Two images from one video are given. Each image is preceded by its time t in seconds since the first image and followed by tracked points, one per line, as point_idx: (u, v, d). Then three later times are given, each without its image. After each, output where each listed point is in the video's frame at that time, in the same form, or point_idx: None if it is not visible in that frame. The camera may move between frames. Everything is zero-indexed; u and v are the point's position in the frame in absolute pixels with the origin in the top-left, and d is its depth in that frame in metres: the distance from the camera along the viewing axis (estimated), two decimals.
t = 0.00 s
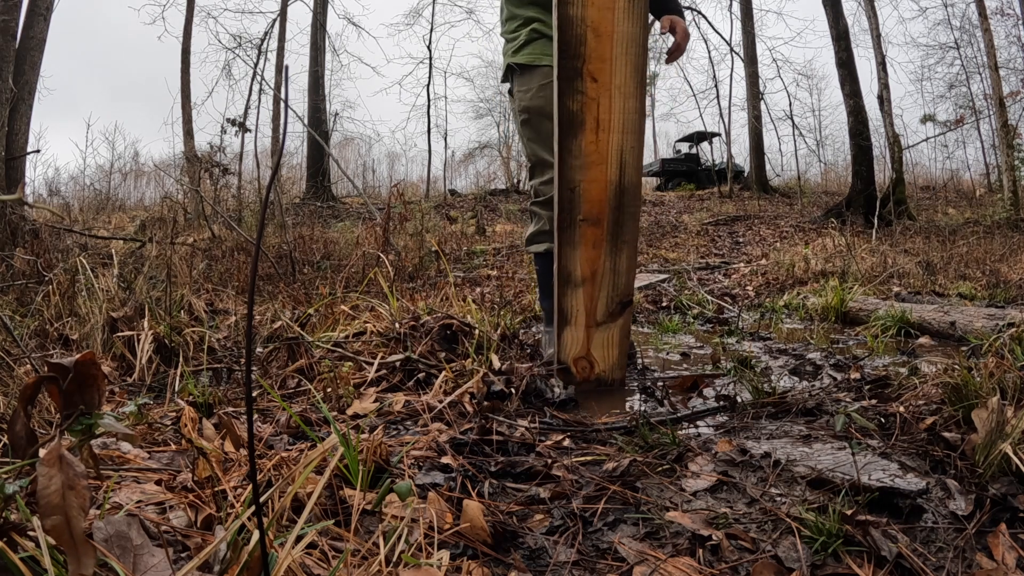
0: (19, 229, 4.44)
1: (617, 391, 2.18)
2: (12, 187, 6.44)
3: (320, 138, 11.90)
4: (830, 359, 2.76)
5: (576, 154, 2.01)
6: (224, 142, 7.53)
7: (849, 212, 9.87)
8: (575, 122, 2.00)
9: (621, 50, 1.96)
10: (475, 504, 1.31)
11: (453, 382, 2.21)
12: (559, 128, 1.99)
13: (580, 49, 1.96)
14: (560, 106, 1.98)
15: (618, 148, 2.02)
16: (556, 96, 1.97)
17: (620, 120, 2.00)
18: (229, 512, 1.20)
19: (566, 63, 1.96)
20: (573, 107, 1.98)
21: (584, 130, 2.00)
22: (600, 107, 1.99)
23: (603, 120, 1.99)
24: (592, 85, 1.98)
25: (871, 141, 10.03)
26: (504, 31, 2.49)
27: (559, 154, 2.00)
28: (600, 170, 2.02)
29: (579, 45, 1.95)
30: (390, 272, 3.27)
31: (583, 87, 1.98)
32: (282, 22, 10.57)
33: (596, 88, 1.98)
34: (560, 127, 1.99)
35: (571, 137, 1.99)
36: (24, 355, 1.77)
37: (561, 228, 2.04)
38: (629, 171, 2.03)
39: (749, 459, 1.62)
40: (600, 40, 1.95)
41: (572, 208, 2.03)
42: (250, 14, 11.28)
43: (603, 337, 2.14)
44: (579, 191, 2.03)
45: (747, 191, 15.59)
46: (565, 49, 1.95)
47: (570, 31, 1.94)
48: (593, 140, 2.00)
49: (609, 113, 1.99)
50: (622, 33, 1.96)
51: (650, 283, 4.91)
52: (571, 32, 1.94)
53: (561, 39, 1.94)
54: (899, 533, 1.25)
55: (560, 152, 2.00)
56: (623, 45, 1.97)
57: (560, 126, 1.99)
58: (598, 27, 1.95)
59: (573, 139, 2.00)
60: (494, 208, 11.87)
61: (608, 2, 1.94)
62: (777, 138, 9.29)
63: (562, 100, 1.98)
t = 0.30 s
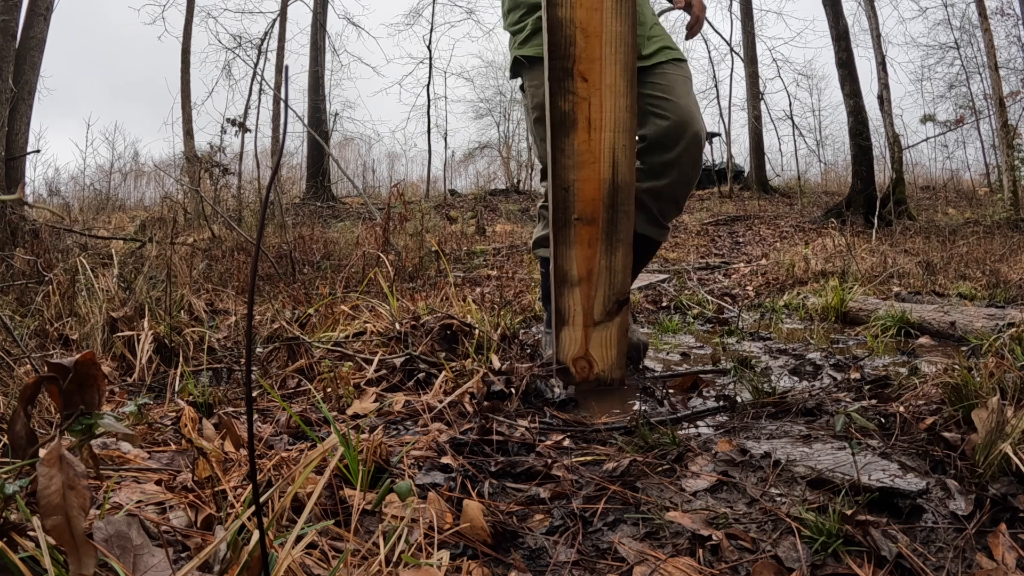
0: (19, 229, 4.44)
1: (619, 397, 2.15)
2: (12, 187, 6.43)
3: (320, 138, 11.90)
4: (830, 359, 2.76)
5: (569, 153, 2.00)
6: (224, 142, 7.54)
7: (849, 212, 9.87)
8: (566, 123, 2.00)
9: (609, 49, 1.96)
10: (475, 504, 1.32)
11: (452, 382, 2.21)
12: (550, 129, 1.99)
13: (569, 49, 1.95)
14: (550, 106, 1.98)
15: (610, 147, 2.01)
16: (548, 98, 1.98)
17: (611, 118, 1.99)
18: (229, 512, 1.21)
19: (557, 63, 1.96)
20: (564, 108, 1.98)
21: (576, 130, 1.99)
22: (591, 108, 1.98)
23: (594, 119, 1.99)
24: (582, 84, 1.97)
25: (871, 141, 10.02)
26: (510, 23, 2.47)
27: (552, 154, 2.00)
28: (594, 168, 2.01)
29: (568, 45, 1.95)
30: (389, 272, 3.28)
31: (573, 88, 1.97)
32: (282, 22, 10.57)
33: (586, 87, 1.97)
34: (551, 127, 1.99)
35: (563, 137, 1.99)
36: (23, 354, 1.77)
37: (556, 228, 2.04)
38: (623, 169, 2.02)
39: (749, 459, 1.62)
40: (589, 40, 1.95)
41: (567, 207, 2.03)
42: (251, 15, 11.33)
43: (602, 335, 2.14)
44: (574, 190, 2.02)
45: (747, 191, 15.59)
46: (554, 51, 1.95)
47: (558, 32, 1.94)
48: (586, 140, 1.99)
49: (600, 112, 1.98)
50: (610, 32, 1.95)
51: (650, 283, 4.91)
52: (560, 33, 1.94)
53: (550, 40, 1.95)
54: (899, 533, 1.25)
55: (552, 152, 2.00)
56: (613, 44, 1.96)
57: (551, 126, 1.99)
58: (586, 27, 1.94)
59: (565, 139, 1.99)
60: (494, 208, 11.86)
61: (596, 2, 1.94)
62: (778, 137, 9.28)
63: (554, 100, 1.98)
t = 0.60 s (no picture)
0: (19, 229, 4.44)
1: (617, 398, 2.12)
2: (12, 187, 6.43)
3: (320, 138, 11.90)
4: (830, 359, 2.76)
5: (571, 151, 1.95)
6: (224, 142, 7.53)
7: (849, 212, 9.87)
8: (568, 122, 1.95)
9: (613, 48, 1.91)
10: (475, 504, 1.32)
11: (452, 382, 2.22)
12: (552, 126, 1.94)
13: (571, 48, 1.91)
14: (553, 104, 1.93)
15: (612, 147, 1.97)
16: (549, 96, 1.93)
17: (614, 116, 1.94)
18: (229, 512, 1.21)
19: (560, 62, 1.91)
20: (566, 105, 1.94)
21: (577, 129, 1.94)
22: (594, 107, 1.93)
23: (597, 116, 1.94)
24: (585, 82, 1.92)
25: (871, 141, 10.02)
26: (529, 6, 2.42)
27: (553, 152, 1.96)
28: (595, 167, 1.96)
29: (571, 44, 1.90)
30: (389, 272, 3.28)
31: (576, 87, 1.93)
32: (282, 21, 10.57)
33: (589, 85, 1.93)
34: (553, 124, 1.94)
35: (565, 136, 1.94)
36: (23, 354, 1.77)
37: (556, 227, 2.00)
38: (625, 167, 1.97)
39: (748, 459, 1.62)
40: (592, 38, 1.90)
41: (568, 206, 1.98)
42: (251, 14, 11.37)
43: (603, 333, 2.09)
44: (576, 188, 1.97)
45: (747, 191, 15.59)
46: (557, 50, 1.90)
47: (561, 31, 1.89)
48: (588, 139, 1.95)
49: (603, 109, 1.93)
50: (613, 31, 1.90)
51: (650, 284, 4.91)
52: (562, 32, 1.90)
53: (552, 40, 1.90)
54: (899, 533, 1.25)
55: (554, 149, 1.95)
56: (615, 43, 1.91)
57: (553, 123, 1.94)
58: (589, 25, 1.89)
59: (567, 137, 1.95)
60: (494, 208, 11.87)
61: (599, 2, 1.89)
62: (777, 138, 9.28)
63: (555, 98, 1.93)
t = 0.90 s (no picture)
0: (18, 229, 4.43)
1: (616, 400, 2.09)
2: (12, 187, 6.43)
3: (320, 138, 11.90)
4: (830, 359, 2.76)
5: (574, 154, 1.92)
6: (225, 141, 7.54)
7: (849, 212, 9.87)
8: (571, 125, 1.91)
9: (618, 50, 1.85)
10: (475, 504, 1.31)
11: (452, 382, 2.22)
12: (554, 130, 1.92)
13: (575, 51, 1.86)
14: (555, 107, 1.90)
15: (616, 151, 1.92)
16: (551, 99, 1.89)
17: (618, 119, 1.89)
18: (229, 512, 1.21)
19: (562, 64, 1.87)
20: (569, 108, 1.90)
21: (580, 132, 1.91)
22: (597, 111, 1.89)
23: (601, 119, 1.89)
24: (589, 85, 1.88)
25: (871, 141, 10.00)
26: None
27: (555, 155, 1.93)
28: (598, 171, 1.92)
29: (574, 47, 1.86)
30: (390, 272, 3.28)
31: (579, 90, 1.89)
32: (282, 21, 10.57)
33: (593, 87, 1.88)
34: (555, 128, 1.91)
35: (567, 141, 1.91)
36: (23, 355, 1.77)
37: (557, 231, 1.97)
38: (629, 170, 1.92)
39: (748, 459, 1.62)
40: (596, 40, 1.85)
41: (569, 210, 1.95)
42: (251, 14, 11.39)
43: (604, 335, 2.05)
44: (577, 191, 1.93)
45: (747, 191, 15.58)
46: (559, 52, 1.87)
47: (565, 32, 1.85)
48: (591, 142, 1.91)
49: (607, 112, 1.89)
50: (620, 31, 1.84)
51: (650, 284, 4.91)
52: (566, 34, 1.85)
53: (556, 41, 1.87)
54: (899, 533, 1.25)
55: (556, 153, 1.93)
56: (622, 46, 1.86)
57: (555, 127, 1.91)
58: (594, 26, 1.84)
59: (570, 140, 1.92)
60: (494, 207, 11.87)
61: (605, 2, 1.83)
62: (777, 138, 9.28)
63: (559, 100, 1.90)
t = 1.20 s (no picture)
0: (18, 229, 4.43)
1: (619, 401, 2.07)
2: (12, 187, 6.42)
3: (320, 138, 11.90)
4: (830, 359, 2.76)
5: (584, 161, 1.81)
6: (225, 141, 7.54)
7: (849, 213, 9.86)
8: (583, 131, 1.79)
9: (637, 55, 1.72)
10: (475, 504, 1.31)
11: (452, 382, 2.22)
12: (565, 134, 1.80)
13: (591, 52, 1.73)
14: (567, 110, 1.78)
15: (630, 159, 1.80)
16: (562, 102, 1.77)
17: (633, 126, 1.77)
18: (229, 512, 1.21)
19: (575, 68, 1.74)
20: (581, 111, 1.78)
21: (593, 139, 1.79)
22: (612, 117, 1.76)
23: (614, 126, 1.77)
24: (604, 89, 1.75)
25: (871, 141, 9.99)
26: None
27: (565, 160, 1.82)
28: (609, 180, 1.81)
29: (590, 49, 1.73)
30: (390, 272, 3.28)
31: (593, 96, 1.75)
32: (282, 21, 10.57)
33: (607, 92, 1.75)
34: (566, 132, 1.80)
35: (577, 146, 1.79)
36: (23, 355, 1.77)
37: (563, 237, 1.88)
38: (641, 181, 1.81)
39: (748, 459, 1.62)
40: (614, 42, 1.71)
41: (576, 218, 1.85)
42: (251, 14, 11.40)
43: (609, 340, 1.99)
44: (585, 200, 1.83)
45: (747, 191, 15.58)
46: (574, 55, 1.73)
47: (581, 32, 1.71)
48: (603, 149, 1.79)
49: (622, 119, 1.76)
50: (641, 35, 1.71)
51: (650, 284, 4.91)
52: (582, 35, 1.72)
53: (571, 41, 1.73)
54: (899, 533, 1.25)
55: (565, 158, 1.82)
56: (642, 49, 1.72)
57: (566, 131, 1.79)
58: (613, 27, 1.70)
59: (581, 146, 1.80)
60: (494, 207, 11.87)
61: (626, 1, 1.69)
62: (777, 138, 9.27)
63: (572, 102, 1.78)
